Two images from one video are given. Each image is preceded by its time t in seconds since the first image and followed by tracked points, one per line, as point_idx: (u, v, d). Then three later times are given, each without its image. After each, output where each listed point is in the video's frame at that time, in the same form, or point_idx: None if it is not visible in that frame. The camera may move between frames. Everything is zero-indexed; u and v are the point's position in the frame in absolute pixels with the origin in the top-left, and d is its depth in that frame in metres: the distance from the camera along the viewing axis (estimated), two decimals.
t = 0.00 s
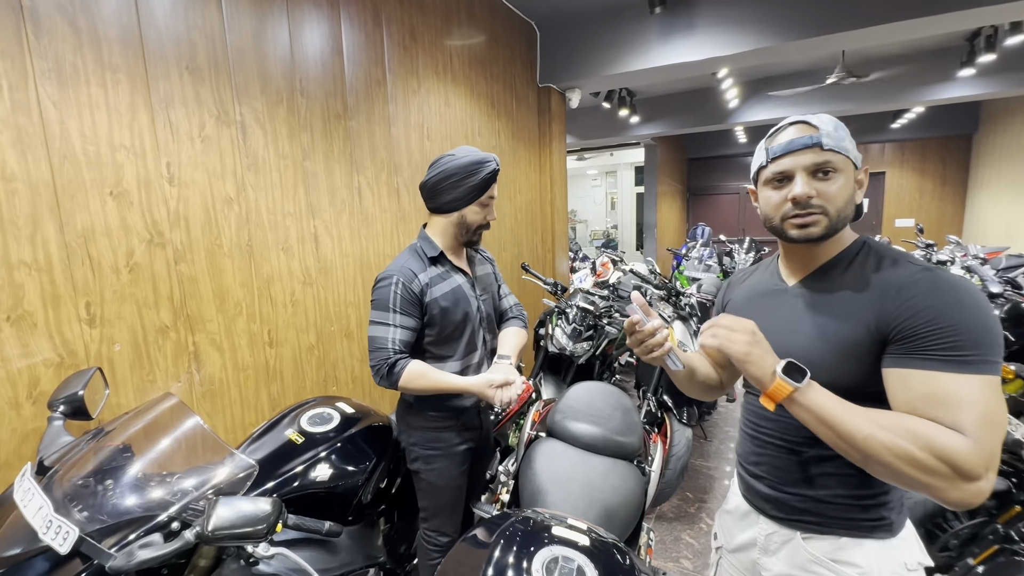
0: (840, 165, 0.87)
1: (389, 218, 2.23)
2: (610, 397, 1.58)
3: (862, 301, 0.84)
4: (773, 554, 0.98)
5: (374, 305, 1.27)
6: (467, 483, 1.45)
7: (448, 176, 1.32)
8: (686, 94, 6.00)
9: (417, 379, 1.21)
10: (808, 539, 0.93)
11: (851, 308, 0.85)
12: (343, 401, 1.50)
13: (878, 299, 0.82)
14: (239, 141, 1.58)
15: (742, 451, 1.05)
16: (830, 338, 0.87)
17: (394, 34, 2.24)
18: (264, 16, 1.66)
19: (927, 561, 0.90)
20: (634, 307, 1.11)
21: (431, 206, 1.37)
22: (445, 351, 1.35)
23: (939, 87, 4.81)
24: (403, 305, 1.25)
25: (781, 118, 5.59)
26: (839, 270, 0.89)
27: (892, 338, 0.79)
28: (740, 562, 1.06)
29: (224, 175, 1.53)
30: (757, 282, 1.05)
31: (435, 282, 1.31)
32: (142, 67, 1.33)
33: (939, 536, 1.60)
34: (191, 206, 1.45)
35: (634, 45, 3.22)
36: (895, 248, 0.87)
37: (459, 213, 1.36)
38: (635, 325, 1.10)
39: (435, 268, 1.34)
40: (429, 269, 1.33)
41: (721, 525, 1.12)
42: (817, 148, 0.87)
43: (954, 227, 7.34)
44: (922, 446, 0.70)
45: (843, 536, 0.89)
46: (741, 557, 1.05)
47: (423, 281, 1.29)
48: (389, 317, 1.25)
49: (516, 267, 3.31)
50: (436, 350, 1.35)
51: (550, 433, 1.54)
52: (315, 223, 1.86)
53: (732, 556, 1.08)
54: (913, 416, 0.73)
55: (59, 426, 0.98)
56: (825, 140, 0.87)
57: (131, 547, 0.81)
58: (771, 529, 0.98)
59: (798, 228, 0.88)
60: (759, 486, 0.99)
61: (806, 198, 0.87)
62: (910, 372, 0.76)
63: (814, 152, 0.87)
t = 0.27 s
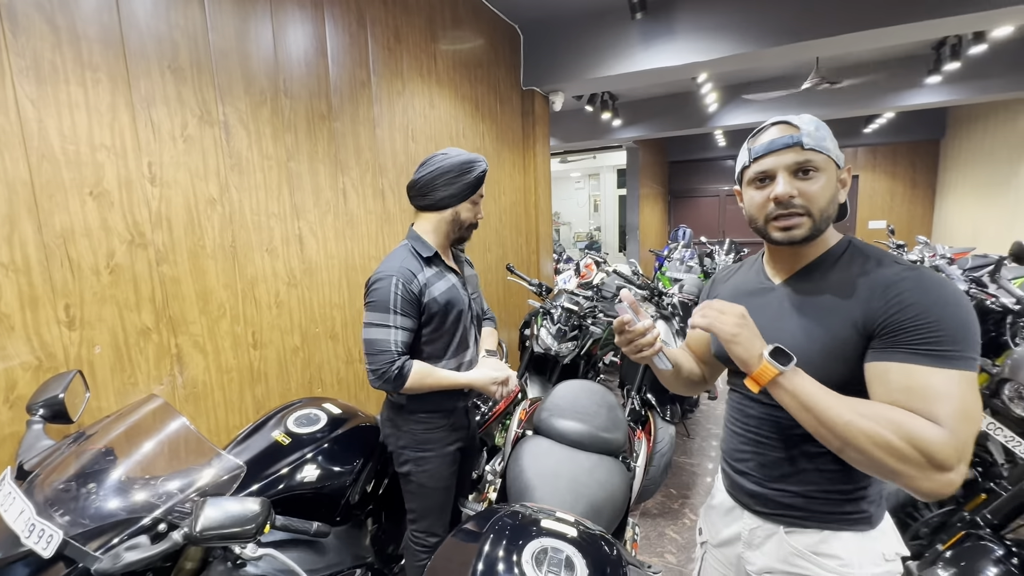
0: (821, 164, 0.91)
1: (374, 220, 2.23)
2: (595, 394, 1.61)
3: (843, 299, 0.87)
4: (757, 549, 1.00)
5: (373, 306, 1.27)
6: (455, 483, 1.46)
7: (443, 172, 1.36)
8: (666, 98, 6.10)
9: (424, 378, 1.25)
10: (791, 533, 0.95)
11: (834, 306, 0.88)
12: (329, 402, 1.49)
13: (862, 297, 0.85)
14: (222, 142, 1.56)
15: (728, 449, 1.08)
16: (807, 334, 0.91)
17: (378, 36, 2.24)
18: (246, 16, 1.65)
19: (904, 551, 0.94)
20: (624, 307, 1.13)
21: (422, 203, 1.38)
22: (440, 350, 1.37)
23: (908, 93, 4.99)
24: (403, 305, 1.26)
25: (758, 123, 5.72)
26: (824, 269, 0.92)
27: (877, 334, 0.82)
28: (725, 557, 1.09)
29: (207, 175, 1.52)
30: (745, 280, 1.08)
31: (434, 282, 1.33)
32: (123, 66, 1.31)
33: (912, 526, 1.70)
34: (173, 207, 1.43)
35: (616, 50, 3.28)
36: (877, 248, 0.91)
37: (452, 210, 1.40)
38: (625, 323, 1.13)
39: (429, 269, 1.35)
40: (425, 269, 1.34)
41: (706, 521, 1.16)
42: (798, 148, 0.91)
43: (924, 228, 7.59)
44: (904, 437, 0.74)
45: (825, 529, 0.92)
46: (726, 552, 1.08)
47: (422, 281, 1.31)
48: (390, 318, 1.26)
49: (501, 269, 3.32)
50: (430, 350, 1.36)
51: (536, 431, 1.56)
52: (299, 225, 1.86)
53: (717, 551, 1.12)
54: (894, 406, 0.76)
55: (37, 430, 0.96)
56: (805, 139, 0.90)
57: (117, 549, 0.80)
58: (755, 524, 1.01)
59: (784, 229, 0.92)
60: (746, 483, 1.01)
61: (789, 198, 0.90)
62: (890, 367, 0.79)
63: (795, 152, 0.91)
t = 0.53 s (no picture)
0: (799, 166, 0.95)
1: (360, 221, 2.22)
2: (582, 392, 1.63)
3: (822, 294, 0.91)
4: (738, 539, 1.04)
5: (368, 303, 1.29)
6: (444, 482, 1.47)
7: (419, 169, 1.41)
8: (648, 101, 6.19)
9: (421, 374, 1.28)
10: (772, 523, 0.99)
11: (813, 301, 0.92)
12: (318, 404, 1.48)
13: (839, 292, 0.89)
14: (206, 142, 1.54)
15: (712, 443, 1.11)
16: (785, 328, 0.95)
17: (362, 36, 2.23)
18: (229, 15, 1.63)
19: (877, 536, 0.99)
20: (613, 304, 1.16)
21: (407, 202, 1.43)
22: (432, 346, 1.40)
23: (879, 98, 5.15)
24: (399, 302, 1.29)
25: (737, 125, 5.85)
26: (806, 266, 0.96)
27: (852, 325, 0.86)
28: (708, 549, 1.13)
29: (190, 176, 1.50)
30: (729, 277, 1.11)
31: (426, 279, 1.37)
32: (103, 65, 1.29)
33: (885, 515, 1.78)
34: (155, 207, 1.41)
35: (599, 53, 3.32)
36: (852, 248, 0.95)
37: (435, 205, 1.43)
38: (611, 322, 1.16)
39: (421, 266, 1.38)
40: (417, 267, 1.37)
41: (689, 515, 1.19)
42: (776, 151, 0.95)
43: (895, 228, 7.84)
44: (869, 420, 0.78)
45: (804, 518, 0.95)
46: (709, 543, 1.12)
47: (416, 278, 1.34)
48: (386, 315, 1.28)
49: (487, 269, 3.34)
50: (422, 346, 1.39)
51: (524, 430, 1.58)
52: (284, 226, 1.84)
53: (699, 544, 1.15)
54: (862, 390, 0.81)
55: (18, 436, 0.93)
56: (782, 143, 0.94)
57: (105, 554, 0.80)
58: (737, 515, 1.04)
59: (764, 229, 0.95)
60: (729, 475, 1.05)
61: (771, 199, 0.94)
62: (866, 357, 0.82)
63: (774, 155, 0.94)
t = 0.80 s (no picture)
0: (759, 177, 0.97)
1: (341, 222, 2.21)
2: (565, 390, 1.66)
3: (795, 289, 0.95)
4: (718, 527, 1.08)
5: (355, 301, 1.30)
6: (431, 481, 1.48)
7: (398, 169, 1.44)
8: (626, 104, 6.28)
9: (409, 370, 1.30)
10: (751, 510, 1.03)
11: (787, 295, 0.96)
12: (302, 406, 1.47)
13: (811, 287, 0.93)
14: (183, 142, 1.52)
15: (693, 435, 1.15)
16: (759, 324, 0.99)
17: (342, 37, 2.22)
18: (207, 14, 1.61)
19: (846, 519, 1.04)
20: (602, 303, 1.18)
21: (391, 204, 1.47)
22: (418, 343, 1.41)
23: (846, 103, 5.35)
24: (385, 300, 1.31)
25: (712, 128, 5.99)
26: (778, 266, 1.00)
27: (821, 316, 0.91)
28: (690, 538, 1.16)
29: (168, 177, 1.47)
30: (708, 276, 1.15)
31: (411, 277, 1.38)
32: (77, 63, 1.26)
33: (856, 502, 1.85)
34: (133, 209, 1.38)
35: (579, 56, 3.37)
36: (824, 247, 0.99)
37: (415, 204, 1.44)
38: (599, 320, 1.19)
39: (407, 264, 1.40)
40: (403, 265, 1.38)
41: (671, 507, 1.22)
42: (734, 166, 0.97)
43: (862, 229, 8.13)
44: (819, 399, 0.83)
45: (782, 504, 1.00)
46: (690, 533, 1.15)
47: (401, 275, 1.35)
48: (373, 312, 1.30)
49: (469, 270, 3.34)
50: (409, 343, 1.41)
51: (510, 428, 1.60)
52: (265, 227, 1.82)
53: (681, 534, 1.19)
54: (815, 372, 0.86)
55: None
56: (740, 157, 0.96)
57: (89, 561, 0.77)
58: (718, 504, 1.08)
59: (729, 240, 1.00)
60: (709, 466, 1.09)
61: (729, 213, 0.98)
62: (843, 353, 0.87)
63: (732, 169, 0.97)
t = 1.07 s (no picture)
0: (751, 165, 1.04)
1: (325, 221, 2.20)
2: (553, 385, 1.69)
3: (775, 280, 1.00)
4: (700, 510, 1.12)
5: (345, 296, 1.32)
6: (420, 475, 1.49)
7: (379, 168, 1.47)
8: (607, 103, 6.35)
9: (400, 364, 1.32)
10: (729, 491, 1.07)
11: (766, 290, 1.00)
12: (290, 405, 1.47)
13: (788, 281, 0.98)
14: (165, 140, 1.50)
15: (675, 423, 1.19)
16: (740, 317, 1.03)
17: (325, 35, 2.20)
18: (187, 8, 1.58)
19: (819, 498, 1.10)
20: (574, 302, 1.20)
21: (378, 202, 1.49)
22: (407, 337, 1.43)
23: (818, 104, 5.51)
24: (374, 294, 1.33)
25: (690, 128, 6.11)
26: (751, 260, 1.05)
27: (811, 320, 0.95)
28: (673, 523, 1.20)
29: (149, 175, 1.45)
30: (684, 271, 1.19)
31: (401, 272, 1.40)
32: (55, 58, 1.23)
33: (831, 489, 1.93)
34: (113, 207, 1.36)
35: (561, 56, 3.40)
36: (793, 241, 1.05)
37: (394, 203, 1.46)
38: (570, 319, 1.22)
39: (398, 259, 1.42)
40: (393, 260, 1.41)
41: (654, 493, 1.26)
42: (733, 148, 1.03)
43: (834, 226, 8.38)
44: (882, 406, 0.84)
45: (757, 485, 1.04)
46: (673, 517, 1.20)
47: (390, 270, 1.37)
48: (363, 306, 1.31)
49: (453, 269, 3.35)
50: (398, 338, 1.42)
51: (499, 423, 1.62)
52: (249, 226, 1.80)
53: (666, 518, 1.22)
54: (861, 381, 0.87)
55: None
56: (740, 142, 1.03)
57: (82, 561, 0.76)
58: (699, 488, 1.12)
59: (714, 219, 1.03)
60: (690, 451, 1.13)
61: (722, 191, 1.02)
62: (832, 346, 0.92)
63: (730, 151, 1.03)
